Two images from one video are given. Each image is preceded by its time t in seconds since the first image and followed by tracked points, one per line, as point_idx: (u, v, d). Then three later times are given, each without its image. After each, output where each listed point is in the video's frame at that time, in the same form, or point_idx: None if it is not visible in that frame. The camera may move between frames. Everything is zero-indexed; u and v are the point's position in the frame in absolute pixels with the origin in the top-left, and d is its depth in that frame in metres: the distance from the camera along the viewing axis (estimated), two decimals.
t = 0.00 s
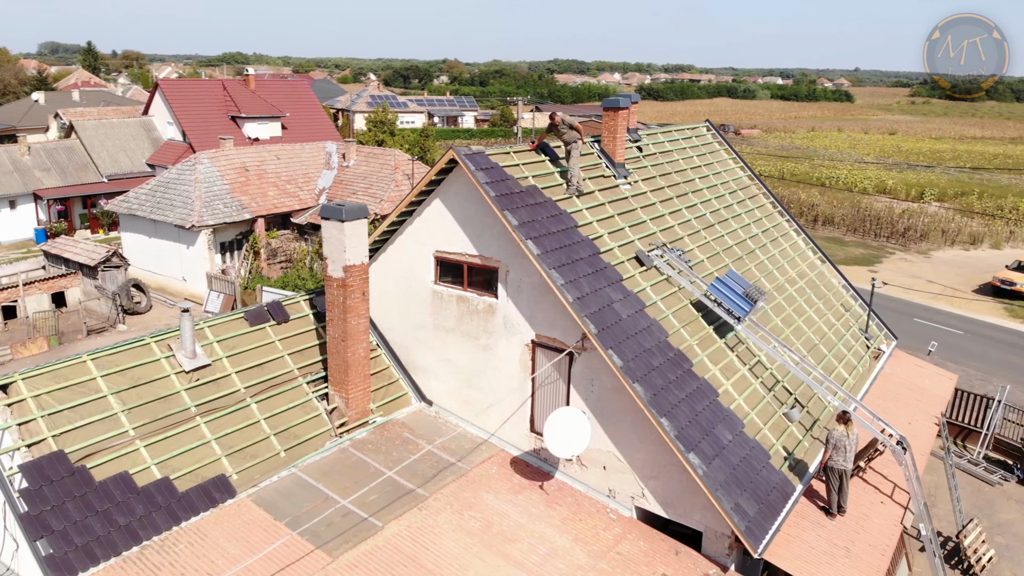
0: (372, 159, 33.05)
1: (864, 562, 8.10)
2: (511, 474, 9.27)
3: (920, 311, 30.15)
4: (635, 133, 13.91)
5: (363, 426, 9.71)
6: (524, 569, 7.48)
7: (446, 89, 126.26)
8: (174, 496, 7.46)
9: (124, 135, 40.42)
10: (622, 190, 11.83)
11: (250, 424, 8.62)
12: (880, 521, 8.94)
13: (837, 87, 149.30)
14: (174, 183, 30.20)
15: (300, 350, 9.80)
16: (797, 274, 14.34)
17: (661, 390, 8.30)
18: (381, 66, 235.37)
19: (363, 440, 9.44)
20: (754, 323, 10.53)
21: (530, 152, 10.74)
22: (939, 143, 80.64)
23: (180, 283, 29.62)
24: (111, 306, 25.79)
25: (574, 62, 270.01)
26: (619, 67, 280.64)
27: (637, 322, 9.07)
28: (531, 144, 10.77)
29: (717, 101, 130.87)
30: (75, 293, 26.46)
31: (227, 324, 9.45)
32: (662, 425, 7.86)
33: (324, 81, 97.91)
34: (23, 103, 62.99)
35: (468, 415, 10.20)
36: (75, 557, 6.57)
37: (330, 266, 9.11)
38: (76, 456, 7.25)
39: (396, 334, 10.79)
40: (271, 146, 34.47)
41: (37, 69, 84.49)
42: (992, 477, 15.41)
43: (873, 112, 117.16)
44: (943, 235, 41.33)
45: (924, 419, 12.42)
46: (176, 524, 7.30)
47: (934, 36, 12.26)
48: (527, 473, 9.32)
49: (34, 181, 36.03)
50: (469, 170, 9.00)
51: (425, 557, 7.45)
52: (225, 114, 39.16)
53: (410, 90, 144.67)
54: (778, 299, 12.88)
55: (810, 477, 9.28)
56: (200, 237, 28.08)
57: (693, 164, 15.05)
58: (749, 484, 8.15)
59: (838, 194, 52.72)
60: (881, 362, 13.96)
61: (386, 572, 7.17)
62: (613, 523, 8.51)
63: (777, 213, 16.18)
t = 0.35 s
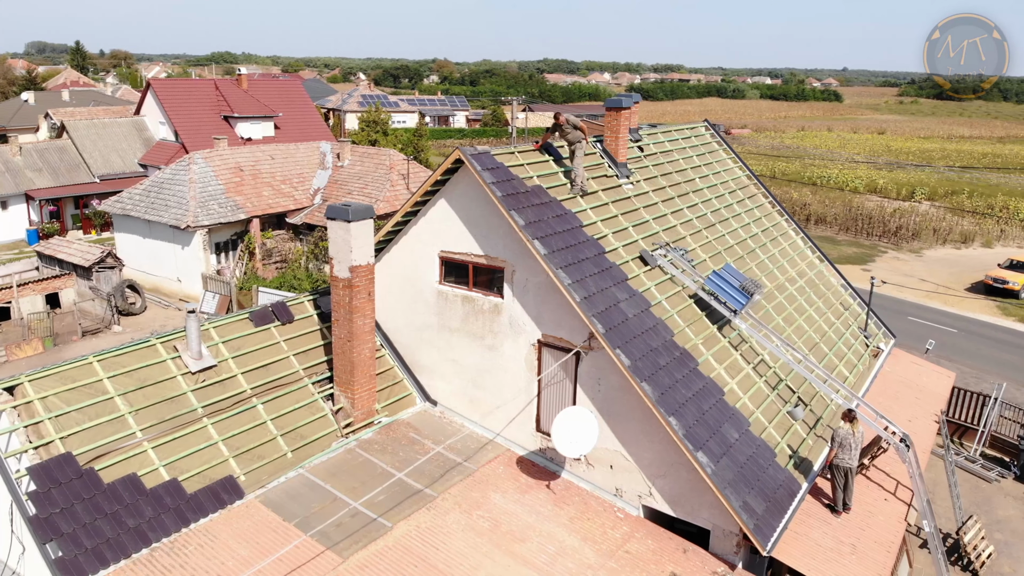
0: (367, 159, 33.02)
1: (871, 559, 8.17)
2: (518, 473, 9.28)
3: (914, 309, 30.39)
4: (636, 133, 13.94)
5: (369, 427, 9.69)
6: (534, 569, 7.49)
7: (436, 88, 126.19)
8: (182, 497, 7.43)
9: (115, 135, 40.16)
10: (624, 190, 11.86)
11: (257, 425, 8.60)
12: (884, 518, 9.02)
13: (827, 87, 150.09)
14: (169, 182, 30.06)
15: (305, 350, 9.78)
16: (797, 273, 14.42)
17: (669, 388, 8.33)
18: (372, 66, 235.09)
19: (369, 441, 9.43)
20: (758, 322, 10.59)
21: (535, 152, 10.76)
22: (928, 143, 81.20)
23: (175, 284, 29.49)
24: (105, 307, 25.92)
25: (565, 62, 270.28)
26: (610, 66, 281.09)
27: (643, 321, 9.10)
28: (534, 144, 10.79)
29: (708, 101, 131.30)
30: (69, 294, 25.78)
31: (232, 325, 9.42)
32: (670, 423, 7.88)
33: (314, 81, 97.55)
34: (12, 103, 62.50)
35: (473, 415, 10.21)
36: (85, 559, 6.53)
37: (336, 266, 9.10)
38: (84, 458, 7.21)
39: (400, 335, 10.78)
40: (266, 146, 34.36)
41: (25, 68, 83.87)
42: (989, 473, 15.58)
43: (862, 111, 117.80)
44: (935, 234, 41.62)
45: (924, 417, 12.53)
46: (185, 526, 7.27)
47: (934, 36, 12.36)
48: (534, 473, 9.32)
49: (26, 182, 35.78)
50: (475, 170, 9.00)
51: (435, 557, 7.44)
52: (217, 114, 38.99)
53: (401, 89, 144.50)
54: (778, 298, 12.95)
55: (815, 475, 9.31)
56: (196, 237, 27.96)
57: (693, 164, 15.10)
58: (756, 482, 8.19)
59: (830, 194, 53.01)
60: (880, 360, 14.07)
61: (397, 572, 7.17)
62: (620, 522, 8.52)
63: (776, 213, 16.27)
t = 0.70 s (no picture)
0: (362, 159, 32.95)
1: (877, 556, 8.25)
2: (524, 472, 9.30)
3: (907, 307, 30.63)
4: (637, 133, 13.99)
5: (375, 427, 9.69)
6: (544, 567, 7.50)
7: (427, 88, 126.09)
8: (191, 498, 7.41)
9: (107, 135, 39.85)
10: (627, 189, 11.90)
11: (264, 425, 8.58)
12: (888, 515, 9.11)
13: (816, 87, 150.93)
14: (163, 182, 29.92)
15: (310, 351, 9.76)
16: (796, 272, 14.52)
17: (676, 387, 8.37)
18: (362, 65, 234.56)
19: (375, 440, 9.43)
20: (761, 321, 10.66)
21: (538, 152, 10.78)
22: (917, 142, 81.83)
23: (170, 285, 29.32)
24: (100, 308, 25.59)
25: (555, 62, 270.64)
26: (600, 66, 281.31)
27: (649, 320, 9.14)
28: (538, 144, 10.82)
29: (698, 100, 131.75)
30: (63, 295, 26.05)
31: (237, 325, 9.39)
32: (679, 422, 7.92)
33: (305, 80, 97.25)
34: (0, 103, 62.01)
35: (478, 414, 10.23)
36: (95, 561, 6.50)
37: (342, 266, 9.09)
38: (93, 459, 7.18)
39: (405, 335, 10.79)
40: (260, 146, 34.23)
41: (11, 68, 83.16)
42: (986, 470, 15.74)
43: (850, 111, 118.52)
44: (926, 233, 41.90)
45: (924, 415, 12.64)
46: (195, 527, 7.25)
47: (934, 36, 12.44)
48: (540, 472, 9.35)
49: (17, 182, 35.53)
50: (482, 170, 9.02)
51: (445, 557, 7.44)
52: (210, 114, 38.80)
53: (392, 88, 144.28)
54: (779, 297, 13.03)
55: (819, 472, 9.40)
56: (191, 237, 27.84)
57: (693, 164, 15.17)
58: (763, 480, 8.24)
59: (821, 193, 53.30)
60: (879, 358, 14.19)
61: (407, 572, 7.16)
62: (627, 521, 8.55)
63: (774, 212, 16.37)
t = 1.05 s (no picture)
0: (356, 158, 32.89)
1: (881, 551, 8.35)
2: (530, 470, 9.33)
3: (900, 304, 30.88)
4: (637, 132, 14.04)
5: (380, 425, 9.70)
6: (553, 565, 7.53)
7: (418, 87, 125.98)
8: (200, 498, 7.41)
9: (99, 134, 39.50)
10: (629, 188, 11.95)
11: (270, 425, 8.57)
12: (891, 510, 9.25)
13: (805, 87, 151.75)
14: (157, 182, 29.78)
15: (314, 349, 9.76)
16: (794, 270, 14.62)
17: (682, 385, 8.42)
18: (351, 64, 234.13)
19: (380, 439, 9.44)
20: (763, 318, 10.74)
21: (542, 151, 10.81)
22: (905, 141, 82.42)
23: (165, 285, 29.17)
24: (95, 309, 25.54)
25: (545, 62, 270.86)
26: (590, 66, 281.95)
27: (654, 318, 9.19)
28: (542, 144, 10.85)
29: (687, 100, 132.20)
30: (57, 296, 25.50)
31: (242, 325, 9.38)
32: (685, 419, 7.96)
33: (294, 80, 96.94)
34: None
35: (483, 413, 10.26)
36: (106, 561, 6.49)
37: (347, 266, 9.10)
38: (101, 459, 7.16)
39: (408, 334, 10.80)
40: (254, 145, 34.11)
41: None
42: (981, 466, 15.94)
43: (839, 110, 119.25)
44: (917, 231, 42.19)
45: (922, 414, 12.78)
46: (204, 527, 7.24)
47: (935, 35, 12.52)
48: (545, 469, 9.38)
49: (8, 182, 35.30)
50: (487, 169, 9.04)
51: (455, 554, 7.46)
52: (202, 113, 38.59)
53: (382, 87, 144.02)
54: (778, 295, 13.11)
55: (822, 468, 9.49)
56: (186, 237, 27.73)
57: (692, 163, 15.25)
58: (768, 476, 8.31)
59: (812, 192, 53.61)
60: (877, 356, 14.32)
61: (418, 570, 7.17)
62: (634, 517, 8.60)
63: (772, 211, 16.48)
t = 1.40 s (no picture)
0: (352, 158, 32.86)
1: (885, 546, 8.46)
2: (536, 468, 9.37)
3: (893, 303, 31.09)
4: (638, 131, 14.10)
5: (386, 424, 9.71)
6: (562, 562, 7.56)
7: (409, 86, 125.83)
8: (210, 497, 7.41)
9: (91, 135, 39.17)
10: (631, 187, 12.01)
11: (278, 424, 8.58)
12: (893, 506, 9.36)
13: (794, 86, 152.42)
14: (152, 182, 29.65)
15: (320, 349, 9.77)
16: (793, 268, 14.72)
17: (688, 382, 8.47)
18: (341, 64, 233.66)
19: (387, 438, 9.45)
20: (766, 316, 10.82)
21: (545, 151, 10.83)
22: (895, 140, 82.89)
23: (160, 285, 29.03)
24: (90, 309, 25.44)
25: (536, 62, 270.94)
26: (581, 66, 282.35)
27: (659, 316, 9.25)
28: (545, 143, 10.87)
29: (678, 100, 132.52)
30: (53, 297, 24.63)
31: (247, 325, 9.38)
32: (692, 416, 8.02)
33: (284, 79, 96.60)
34: None
35: (488, 412, 10.28)
36: (117, 562, 6.49)
37: (353, 265, 9.11)
38: (111, 459, 7.16)
39: (413, 333, 10.81)
40: (248, 145, 33.99)
41: None
42: (978, 462, 16.12)
43: (829, 110, 119.78)
44: (909, 230, 42.47)
45: (921, 411, 12.93)
46: (214, 526, 7.25)
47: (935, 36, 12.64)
48: (551, 467, 9.41)
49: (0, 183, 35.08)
50: (493, 168, 9.07)
51: (464, 552, 7.49)
52: (195, 113, 38.41)
53: (372, 87, 143.68)
54: (779, 293, 13.20)
55: (826, 465, 9.58)
56: (181, 238, 27.62)
57: (692, 162, 15.34)
58: (774, 472, 8.38)
59: (804, 191, 53.88)
60: (875, 353, 14.45)
61: (429, 568, 7.19)
62: (640, 514, 8.65)
63: (770, 209, 16.58)
